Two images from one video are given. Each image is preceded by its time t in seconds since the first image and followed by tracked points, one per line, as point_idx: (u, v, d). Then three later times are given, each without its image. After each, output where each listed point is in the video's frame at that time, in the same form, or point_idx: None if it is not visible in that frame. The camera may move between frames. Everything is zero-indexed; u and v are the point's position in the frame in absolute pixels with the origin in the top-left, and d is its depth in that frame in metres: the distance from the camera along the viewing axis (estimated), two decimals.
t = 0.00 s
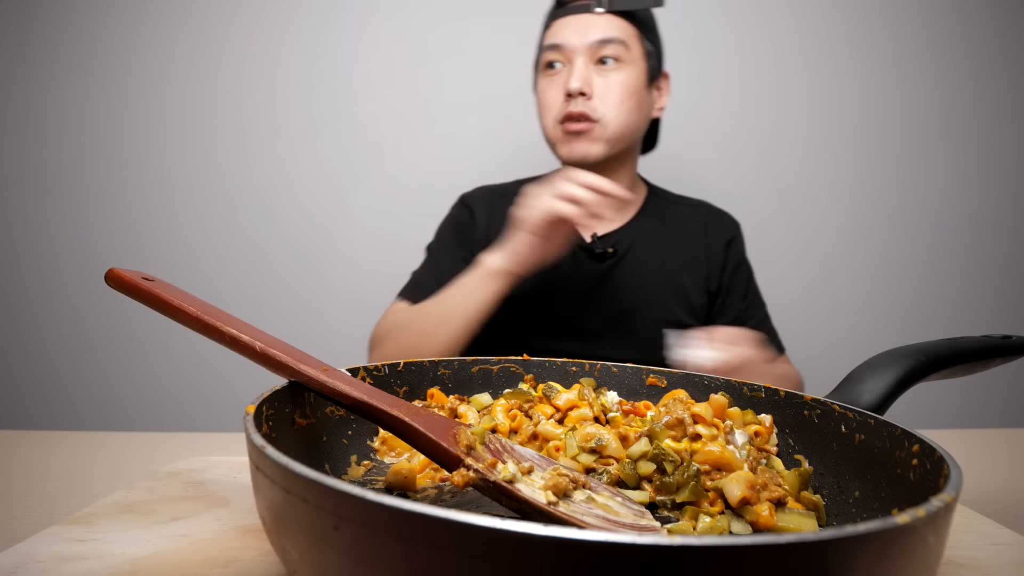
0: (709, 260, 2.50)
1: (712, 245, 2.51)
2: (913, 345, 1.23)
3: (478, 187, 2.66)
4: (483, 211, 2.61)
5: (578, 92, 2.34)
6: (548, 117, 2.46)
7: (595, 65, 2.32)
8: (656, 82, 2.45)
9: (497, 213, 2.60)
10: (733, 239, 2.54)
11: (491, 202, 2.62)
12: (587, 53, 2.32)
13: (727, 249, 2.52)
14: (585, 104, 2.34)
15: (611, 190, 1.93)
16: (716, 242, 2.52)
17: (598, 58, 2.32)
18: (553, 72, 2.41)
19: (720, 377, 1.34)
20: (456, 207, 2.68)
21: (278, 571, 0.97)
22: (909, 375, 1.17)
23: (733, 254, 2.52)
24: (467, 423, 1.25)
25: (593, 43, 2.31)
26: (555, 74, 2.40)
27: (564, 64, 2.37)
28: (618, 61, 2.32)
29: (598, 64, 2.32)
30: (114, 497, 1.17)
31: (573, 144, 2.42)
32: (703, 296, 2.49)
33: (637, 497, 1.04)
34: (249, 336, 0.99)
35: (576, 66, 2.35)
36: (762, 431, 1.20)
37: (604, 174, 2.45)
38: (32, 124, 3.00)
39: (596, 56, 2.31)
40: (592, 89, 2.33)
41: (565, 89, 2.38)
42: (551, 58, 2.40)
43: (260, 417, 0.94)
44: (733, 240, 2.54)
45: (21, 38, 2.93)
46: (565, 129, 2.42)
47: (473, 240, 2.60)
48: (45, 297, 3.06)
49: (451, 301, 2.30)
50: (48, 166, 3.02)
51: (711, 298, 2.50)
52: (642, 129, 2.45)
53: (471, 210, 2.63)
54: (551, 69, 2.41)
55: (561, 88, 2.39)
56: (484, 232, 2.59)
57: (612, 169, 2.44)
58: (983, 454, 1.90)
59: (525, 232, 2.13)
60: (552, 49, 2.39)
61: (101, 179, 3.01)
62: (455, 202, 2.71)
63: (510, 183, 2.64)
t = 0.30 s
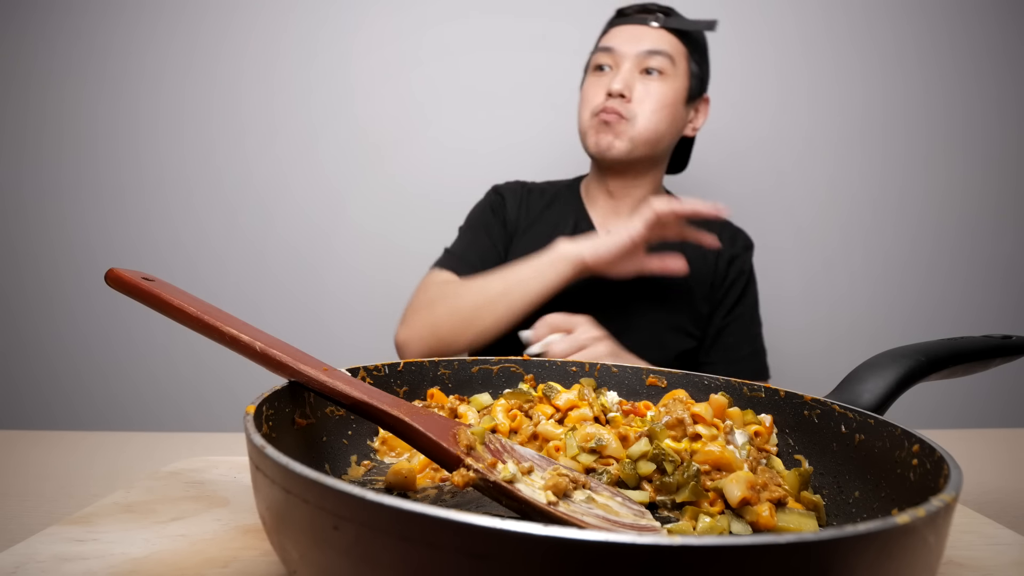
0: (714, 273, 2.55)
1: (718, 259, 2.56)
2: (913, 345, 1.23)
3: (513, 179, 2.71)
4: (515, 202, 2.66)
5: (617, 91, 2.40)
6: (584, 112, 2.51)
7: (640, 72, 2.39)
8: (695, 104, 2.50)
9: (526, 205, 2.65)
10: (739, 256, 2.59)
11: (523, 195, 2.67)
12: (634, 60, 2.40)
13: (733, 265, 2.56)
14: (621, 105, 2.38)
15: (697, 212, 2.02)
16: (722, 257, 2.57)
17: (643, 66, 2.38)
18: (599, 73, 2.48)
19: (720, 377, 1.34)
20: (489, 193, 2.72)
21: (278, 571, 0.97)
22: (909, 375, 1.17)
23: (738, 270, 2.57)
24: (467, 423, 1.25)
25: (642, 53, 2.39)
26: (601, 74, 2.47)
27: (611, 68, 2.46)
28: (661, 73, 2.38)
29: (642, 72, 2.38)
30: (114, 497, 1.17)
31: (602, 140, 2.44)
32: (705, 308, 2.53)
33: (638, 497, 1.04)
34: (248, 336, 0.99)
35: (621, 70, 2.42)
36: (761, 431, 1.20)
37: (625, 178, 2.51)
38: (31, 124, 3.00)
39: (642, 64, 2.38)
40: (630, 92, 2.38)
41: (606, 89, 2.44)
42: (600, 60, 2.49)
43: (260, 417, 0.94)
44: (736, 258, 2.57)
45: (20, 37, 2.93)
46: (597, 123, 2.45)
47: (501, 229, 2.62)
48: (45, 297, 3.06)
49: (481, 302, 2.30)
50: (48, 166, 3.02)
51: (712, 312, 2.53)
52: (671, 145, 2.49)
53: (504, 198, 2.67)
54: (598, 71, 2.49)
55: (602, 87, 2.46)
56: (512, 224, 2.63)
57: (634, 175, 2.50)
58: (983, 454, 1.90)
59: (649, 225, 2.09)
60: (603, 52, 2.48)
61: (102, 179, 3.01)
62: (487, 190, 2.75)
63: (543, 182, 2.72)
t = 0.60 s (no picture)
0: (695, 271, 2.50)
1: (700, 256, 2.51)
2: (913, 345, 1.22)
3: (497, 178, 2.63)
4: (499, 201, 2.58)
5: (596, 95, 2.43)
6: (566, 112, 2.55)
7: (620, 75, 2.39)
8: (672, 108, 2.49)
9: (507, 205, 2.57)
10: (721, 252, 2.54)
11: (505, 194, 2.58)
12: (614, 62, 2.39)
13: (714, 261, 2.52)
14: (601, 107, 2.44)
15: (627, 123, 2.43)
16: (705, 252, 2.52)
17: (623, 69, 2.38)
18: (582, 74, 2.48)
19: (720, 377, 1.34)
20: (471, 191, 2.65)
21: (278, 570, 0.97)
22: (909, 375, 1.17)
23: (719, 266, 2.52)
24: (467, 423, 1.25)
25: (623, 55, 2.37)
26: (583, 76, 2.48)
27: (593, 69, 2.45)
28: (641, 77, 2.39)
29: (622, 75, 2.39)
30: (114, 497, 1.17)
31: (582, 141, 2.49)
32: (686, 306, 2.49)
33: (637, 496, 1.04)
34: (248, 336, 0.99)
35: (602, 72, 2.42)
36: (761, 431, 1.20)
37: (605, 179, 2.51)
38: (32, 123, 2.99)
39: (623, 67, 2.38)
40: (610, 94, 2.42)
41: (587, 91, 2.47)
42: (584, 60, 2.47)
43: (260, 417, 0.94)
44: (718, 254, 2.53)
45: (20, 37, 2.93)
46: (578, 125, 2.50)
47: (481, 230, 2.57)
48: (45, 297, 3.06)
49: (450, 268, 2.42)
50: (48, 166, 3.02)
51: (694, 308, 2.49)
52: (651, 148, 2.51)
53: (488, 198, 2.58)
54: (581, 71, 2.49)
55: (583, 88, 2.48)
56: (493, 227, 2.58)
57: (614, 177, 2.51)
58: (983, 454, 1.90)
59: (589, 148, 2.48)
60: (586, 52, 2.46)
61: (102, 179, 3.01)
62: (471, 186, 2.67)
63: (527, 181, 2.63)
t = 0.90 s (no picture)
0: (659, 253, 2.54)
1: (662, 237, 2.55)
2: (912, 345, 1.22)
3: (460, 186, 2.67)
4: (461, 208, 2.63)
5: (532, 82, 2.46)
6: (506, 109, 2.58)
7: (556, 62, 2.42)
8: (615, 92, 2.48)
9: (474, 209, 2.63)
10: (685, 231, 2.56)
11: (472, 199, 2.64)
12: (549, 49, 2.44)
13: (678, 240, 2.54)
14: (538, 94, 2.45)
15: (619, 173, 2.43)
16: (668, 233, 2.55)
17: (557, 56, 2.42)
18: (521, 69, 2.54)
19: (720, 377, 1.34)
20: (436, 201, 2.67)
21: (278, 571, 0.97)
22: (908, 375, 1.17)
23: (685, 245, 2.54)
24: (467, 423, 1.25)
25: (556, 42, 2.43)
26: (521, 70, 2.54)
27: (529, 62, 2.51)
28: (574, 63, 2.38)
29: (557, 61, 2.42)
30: (114, 497, 1.17)
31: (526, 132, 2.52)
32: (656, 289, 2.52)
33: (637, 497, 1.04)
34: (249, 336, 0.99)
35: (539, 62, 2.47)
36: (762, 431, 1.20)
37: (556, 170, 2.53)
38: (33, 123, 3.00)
39: (558, 54, 2.42)
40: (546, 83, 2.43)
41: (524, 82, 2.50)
42: (522, 56, 2.54)
43: (261, 417, 0.94)
44: (683, 232, 2.56)
45: (22, 37, 2.93)
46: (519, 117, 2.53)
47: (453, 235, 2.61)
48: (45, 297, 3.06)
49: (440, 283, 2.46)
50: (48, 166, 3.02)
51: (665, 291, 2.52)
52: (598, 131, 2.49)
53: (450, 206, 2.63)
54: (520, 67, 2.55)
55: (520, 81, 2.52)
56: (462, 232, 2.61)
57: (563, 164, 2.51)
58: (984, 454, 1.90)
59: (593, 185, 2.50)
60: (523, 47, 2.54)
61: (102, 179, 3.01)
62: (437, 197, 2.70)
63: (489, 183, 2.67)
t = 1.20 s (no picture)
0: (646, 243, 2.53)
1: (647, 225, 2.55)
2: (912, 345, 1.22)
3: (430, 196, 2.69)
4: (436, 219, 2.63)
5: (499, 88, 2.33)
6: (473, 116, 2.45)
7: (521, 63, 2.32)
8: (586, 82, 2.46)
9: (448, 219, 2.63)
10: (671, 218, 2.55)
11: (444, 208, 2.65)
12: (513, 50, 2.32)
13: (664, 227, 2.54)
14: (507, 100, 2.34)
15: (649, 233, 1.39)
16: (654, 221, 2.55)
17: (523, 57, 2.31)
18: (480, 70, 2.40)
19: (720, 377, 1.34)
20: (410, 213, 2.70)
21: (278, 570, 0.97)
22: (908, 375, 1.17)
23: (672, 231, 2.53)
24: (467, 423, 1.25)
25: (520, 41, 2.31)
26: (482, 72, 2.40)
27: (491, 63, 2.37)
28: (543, 60, 2.32)
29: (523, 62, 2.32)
30: (114, 497, 1.17)
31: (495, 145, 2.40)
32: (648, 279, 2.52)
33: (637, 497, 1.04)
34: (249, 336, 0.99)
35: (502, 63, 2.34)
36: (762, 431, 1.20)
37: (534, 179, 2.51)
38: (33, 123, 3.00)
39: (522, 54, 2.31)
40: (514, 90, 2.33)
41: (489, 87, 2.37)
42: (479, 56, 2.39)
43: (260, 417, 0.94)
44: (669, 219, 2.55)
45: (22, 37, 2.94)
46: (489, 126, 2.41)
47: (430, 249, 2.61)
48: (45, 297, 3.06)
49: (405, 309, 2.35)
50: (48, 166, 3.02)
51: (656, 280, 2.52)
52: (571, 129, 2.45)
53: (425, 218, 2.64)
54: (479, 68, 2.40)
55: (485, 85, 2.38)
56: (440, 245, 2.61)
57: (543, 169, 2.48)
58: (984, 454, 1.90)
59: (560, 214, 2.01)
60: (480, 45, 2.38)
61: (102, 179, 3.01)
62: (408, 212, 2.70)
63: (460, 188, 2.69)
